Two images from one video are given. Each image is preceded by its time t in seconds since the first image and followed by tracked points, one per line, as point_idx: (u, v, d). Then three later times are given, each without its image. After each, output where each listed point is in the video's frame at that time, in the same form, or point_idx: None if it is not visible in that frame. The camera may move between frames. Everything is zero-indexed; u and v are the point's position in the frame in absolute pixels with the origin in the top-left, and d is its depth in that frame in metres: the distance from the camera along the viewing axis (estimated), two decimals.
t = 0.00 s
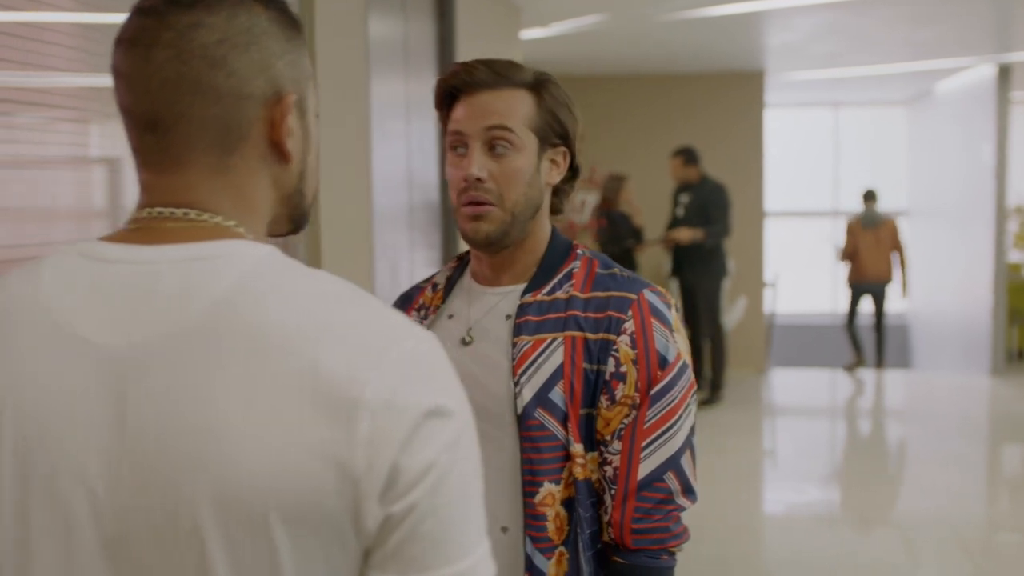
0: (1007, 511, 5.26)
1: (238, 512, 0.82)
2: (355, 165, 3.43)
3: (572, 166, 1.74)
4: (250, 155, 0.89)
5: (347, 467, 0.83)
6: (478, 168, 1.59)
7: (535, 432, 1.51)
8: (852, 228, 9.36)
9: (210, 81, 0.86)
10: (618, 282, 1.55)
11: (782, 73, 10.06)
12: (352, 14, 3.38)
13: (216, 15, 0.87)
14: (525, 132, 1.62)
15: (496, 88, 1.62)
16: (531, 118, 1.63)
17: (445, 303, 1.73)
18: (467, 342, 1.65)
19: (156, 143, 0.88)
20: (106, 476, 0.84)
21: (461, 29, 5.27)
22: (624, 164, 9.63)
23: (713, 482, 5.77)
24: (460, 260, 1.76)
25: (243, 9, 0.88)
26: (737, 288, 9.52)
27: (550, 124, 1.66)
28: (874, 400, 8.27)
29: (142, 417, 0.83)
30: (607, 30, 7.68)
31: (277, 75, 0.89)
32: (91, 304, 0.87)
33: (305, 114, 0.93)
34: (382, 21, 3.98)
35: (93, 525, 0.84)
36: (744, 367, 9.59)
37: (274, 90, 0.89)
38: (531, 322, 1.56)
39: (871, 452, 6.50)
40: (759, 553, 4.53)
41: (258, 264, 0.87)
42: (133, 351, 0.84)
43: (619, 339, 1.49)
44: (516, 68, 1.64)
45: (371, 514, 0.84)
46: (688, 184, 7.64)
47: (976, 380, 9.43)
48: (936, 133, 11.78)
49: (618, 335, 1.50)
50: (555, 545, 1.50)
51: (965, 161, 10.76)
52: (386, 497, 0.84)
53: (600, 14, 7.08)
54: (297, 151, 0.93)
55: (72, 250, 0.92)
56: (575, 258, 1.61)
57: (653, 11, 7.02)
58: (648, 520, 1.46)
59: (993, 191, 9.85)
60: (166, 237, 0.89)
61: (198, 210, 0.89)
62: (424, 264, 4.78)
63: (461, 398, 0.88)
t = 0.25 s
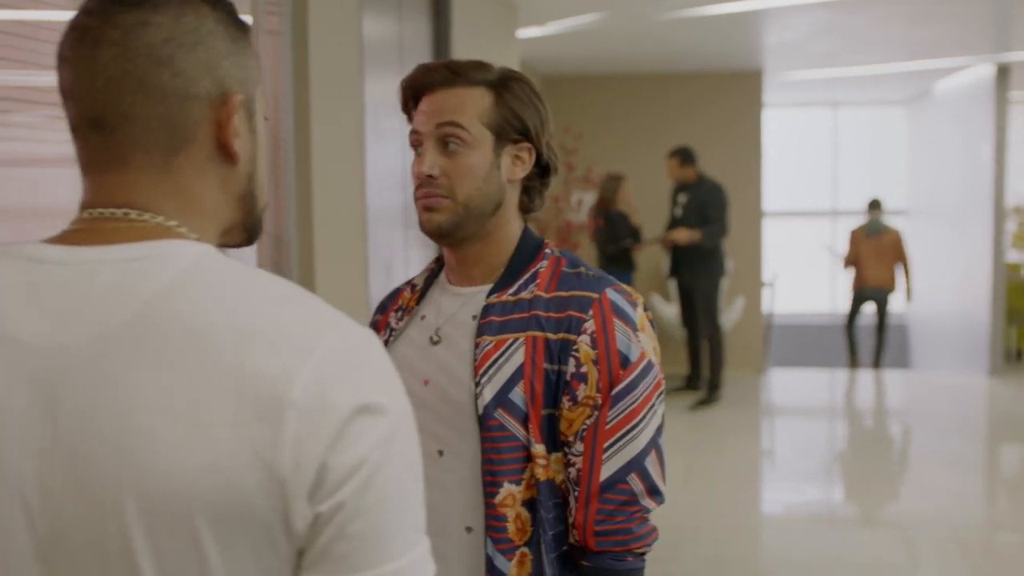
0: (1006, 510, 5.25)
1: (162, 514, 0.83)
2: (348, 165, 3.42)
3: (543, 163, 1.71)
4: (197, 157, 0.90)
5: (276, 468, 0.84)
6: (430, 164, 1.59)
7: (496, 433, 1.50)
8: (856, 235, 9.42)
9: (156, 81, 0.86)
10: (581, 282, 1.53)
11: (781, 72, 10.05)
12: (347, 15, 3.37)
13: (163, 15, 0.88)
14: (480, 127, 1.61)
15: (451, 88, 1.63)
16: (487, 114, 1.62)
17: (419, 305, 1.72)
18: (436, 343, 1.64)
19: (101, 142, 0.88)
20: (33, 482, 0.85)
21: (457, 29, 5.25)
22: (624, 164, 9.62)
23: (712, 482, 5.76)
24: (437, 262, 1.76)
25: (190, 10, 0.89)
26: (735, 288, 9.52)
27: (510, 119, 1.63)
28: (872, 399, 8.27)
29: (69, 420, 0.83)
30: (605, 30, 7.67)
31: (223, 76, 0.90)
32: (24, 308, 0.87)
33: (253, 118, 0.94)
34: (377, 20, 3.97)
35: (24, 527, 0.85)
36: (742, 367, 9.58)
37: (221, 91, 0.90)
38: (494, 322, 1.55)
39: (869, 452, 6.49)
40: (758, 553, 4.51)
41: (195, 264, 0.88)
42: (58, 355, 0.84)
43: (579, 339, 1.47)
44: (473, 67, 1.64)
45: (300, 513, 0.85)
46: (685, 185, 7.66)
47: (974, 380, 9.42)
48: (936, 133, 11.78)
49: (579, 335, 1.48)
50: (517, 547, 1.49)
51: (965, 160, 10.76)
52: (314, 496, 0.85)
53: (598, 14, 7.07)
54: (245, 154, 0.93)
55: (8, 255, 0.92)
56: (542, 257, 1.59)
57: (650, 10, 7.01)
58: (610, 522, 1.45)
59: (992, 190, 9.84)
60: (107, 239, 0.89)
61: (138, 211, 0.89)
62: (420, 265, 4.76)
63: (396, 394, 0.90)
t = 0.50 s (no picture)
0: (1006, 511, 5.24)
1: (128, 512, 0.81)
2: (346, 165, 3.40)
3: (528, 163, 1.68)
4: (160, 154, 0.88)
5: (245, 465, 0.82)
6: (409, 172, 1.57)
7: (476, 441, 1.48)
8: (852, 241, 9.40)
9: (121, 78, 0.85)
10: (563, 286, 1.51)
11: (781, 72, 10.03)
12: (345, 14, 3.36)
13: (127, 10, 0.86)
14: (461, 133, 1.58)
15: (431, 92, 1.60)
16: (467, 119, 1.59)
17: (406, 309, 1.70)
18: (420, 348, 1.62)
19: (65, 139, 0.86)
20: None
21: (455, 30, 5.24)
22: (624, 164, 9.61)
23: (710, 482, 5.75)
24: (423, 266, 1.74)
25: (154, 7, 0.87)
26: (734, 288, 9.50)
27: (491, 124, 1.61)
28: (871, 399, 8.25)
29: (30, 420, 0.81)
30: (605, 29, 7.66)
31: (187, 74, 0.88)
32: None
33: (217, 115, 0.92)
34: (375, 20, 3.96)
35: None
36: (741, 368, 9.56)
37: (185, 89, 0.88)
38: (476, 329, 1.53)
39: (868, 453, 6.47)
40: (756, 553, 4.50)
41: (161, 259, 0.86)
42: (18, 355, 0.82)
43: (558, 346, 1.46)
44: (453, 70, 1.61)
45: (270, 509, 0.83)
46: (684, 185, 7.65)
47: (974, 380, 9.41)
48: (936, 133, 11.76)
49: (558, 341, 1.46)
50: (497, 556, 1.48)
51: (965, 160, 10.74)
52: (284, 492, 0.84)
53: (598, 13, 7.05)
54: (209, 151, 0.92)
55: None
56: (526, 261, 1.57)
57: (650, 10, 6.99)
58: (586, 529, 1.43)
59: (993, 190, 9.83)
60: (70, 238, 0.87)
61: (102, 209, 0.87)
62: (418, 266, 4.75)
63: (366, 386, 0.88)
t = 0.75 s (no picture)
0: (1006, 511, 5.23)
1: (121, 517, 0.79)
2: (345, 165, 3.38)
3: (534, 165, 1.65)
4: (144, 154, 0.86)
5: (238, 468, 0.80)
6: (416, 175, 1.54)
7: (490, 450, 1.46)
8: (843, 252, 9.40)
9: (102, 75, 0.83)
10: (575, 291, 1.48)
11: (781, 73, 10.02)
12: (344, 14, 3.34)
13: (109, 7, 0.84)
14: (468, 135, 1.55)
15: (437, 92, 1.57)
16: (474, 120, 1.56)
17: (411, 312, 1.67)
18: (429, 354, 1.59)
19: (47, 138, 0.85)
20: None
21: (455, 29, 5.22)
22: (625, 164, 9.60)
23: (710, 482, 5.74)
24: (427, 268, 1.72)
25: (136, 3, 0.85)
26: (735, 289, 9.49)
27: (499, 126, 1.58)
28: (872, 400, 8.24)
29: (20, 426, 0.80)
30: (605, 29, 7.63)
31: (171, 71, 0.86)
32: None
33: (203, 113, 0.90)
34: (375, 20, 3.94)
35: None
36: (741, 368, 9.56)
37: (169, 86, 0.86)
38: (487, 334, 1.50)
39: (868, 453, 6.46)
40: (756, 553, 4.49)
41: (147, 260, 0.84)
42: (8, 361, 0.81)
43: (572, 352, 1.43)
44: (460, 70, 1.58)
45: (265, 513, 0.81)
46: (685, 185, 7.62)
47: (976, 381, 9.39)
48: (936, 133, 11.75)
49: (571, 347, 1.44)
50: (510, 564, 1.45)
51: (966, 160, 10.73)
52: (279, 495, 0.82)
53: (598, 13, 7.03)
54: (195, 150, 0.89)
55: None
56: (535, 263, 1.54)
57: (651, 10, 6.97)
58: (600, 537, 1.41)
59: (993, 191, 9.82)
60: (54, 240, 0.85)
61: (87, 210, 0.85)
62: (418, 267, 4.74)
63: (360, 386, 0.86)
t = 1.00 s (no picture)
0: (1011, 513, 5.20)
1: (130, 526, 0.78)
2: (351, 166, 3.37)
3: (563, 164, 1.66)
4: (149, 156, 0.85)
5: (250, 478, 0.79)
6: (450, 169, 1.53)
7: (523, 456, 1.45)
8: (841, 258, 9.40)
9: (106, 77, 0.82)
10: (609, 293, 1.48)
11: (786, 73, 9.99)
12: (350, 14, 3.32)
13: (111, 7, 0.83)
14: (505, 130, 1.55)
15: (472, 84, 1.56)
16: (511, 115, 1.56)
17: (433, 311, 1.66)
18: (454, 356, 1.58)
19: (50, 141, 0.84)
20: None
21: (459, 27, 5.21)
22: (630, 164, 9.59)
23: (715, 483, 5.73)
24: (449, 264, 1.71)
25: (141, 3, 0.84)
26: (740, 290, 9.47)
27: (535, 121, 1.58)
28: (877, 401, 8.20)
29: (24, 433, 0.78)
30: (610, 29, 7.61)
31: (176, 72, 0.85)
32: None
33: (211, 114, 0.89)
34: (380, 20, 3.92)
35: None
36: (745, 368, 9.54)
37: (173, 88, 0.85)
38: (519, 337, 1.50)
39: (874, 454, 6.44)
40: (761, 554, 4.49)
41: (154, 264, 0.83)
42: (11, 369, 0.79)
43: (610, 357, 1.43)
44: (498, 61, 1.57)
45: (277, 523, 0.80)
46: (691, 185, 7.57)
47: (982, 382, 9.36)
48: (942, 134, 11.71)
49: (609, 351, 1.43)
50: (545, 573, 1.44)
51: (971, 161, 10.69)
52: (292, 504, 0.81)
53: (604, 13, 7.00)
54: (202, 153, 0.89)
55: None
56: (565, 265, 1.54)
57: (656, 10, 6.94)
58: (649, 545, 1.41)
59: (998, 191, 9.80)
60: (56, 245, 0.84)
61: (94, 213, 0.84)
62: (422, 266, 4.73)
63: (372, 390, 0.86)
